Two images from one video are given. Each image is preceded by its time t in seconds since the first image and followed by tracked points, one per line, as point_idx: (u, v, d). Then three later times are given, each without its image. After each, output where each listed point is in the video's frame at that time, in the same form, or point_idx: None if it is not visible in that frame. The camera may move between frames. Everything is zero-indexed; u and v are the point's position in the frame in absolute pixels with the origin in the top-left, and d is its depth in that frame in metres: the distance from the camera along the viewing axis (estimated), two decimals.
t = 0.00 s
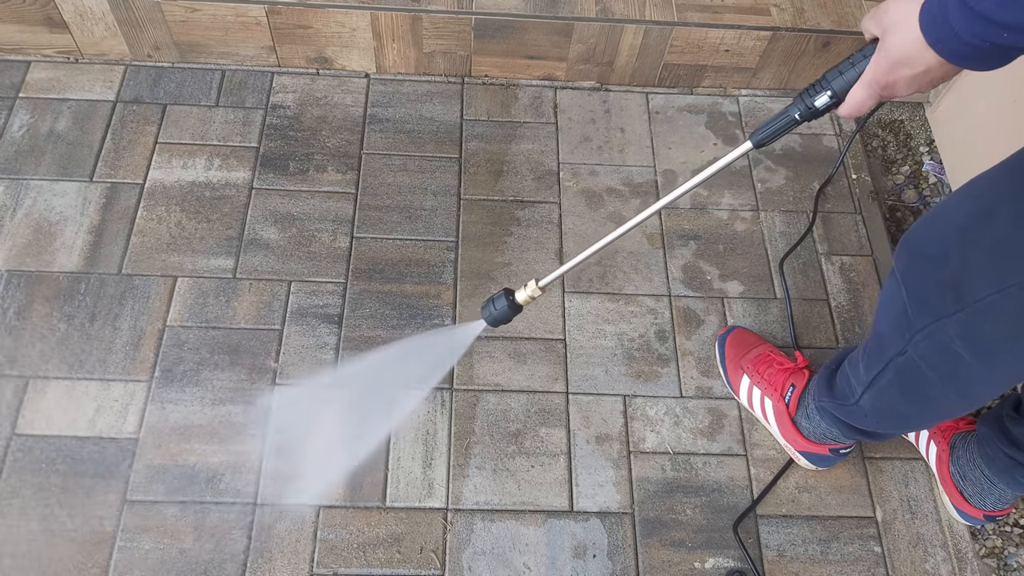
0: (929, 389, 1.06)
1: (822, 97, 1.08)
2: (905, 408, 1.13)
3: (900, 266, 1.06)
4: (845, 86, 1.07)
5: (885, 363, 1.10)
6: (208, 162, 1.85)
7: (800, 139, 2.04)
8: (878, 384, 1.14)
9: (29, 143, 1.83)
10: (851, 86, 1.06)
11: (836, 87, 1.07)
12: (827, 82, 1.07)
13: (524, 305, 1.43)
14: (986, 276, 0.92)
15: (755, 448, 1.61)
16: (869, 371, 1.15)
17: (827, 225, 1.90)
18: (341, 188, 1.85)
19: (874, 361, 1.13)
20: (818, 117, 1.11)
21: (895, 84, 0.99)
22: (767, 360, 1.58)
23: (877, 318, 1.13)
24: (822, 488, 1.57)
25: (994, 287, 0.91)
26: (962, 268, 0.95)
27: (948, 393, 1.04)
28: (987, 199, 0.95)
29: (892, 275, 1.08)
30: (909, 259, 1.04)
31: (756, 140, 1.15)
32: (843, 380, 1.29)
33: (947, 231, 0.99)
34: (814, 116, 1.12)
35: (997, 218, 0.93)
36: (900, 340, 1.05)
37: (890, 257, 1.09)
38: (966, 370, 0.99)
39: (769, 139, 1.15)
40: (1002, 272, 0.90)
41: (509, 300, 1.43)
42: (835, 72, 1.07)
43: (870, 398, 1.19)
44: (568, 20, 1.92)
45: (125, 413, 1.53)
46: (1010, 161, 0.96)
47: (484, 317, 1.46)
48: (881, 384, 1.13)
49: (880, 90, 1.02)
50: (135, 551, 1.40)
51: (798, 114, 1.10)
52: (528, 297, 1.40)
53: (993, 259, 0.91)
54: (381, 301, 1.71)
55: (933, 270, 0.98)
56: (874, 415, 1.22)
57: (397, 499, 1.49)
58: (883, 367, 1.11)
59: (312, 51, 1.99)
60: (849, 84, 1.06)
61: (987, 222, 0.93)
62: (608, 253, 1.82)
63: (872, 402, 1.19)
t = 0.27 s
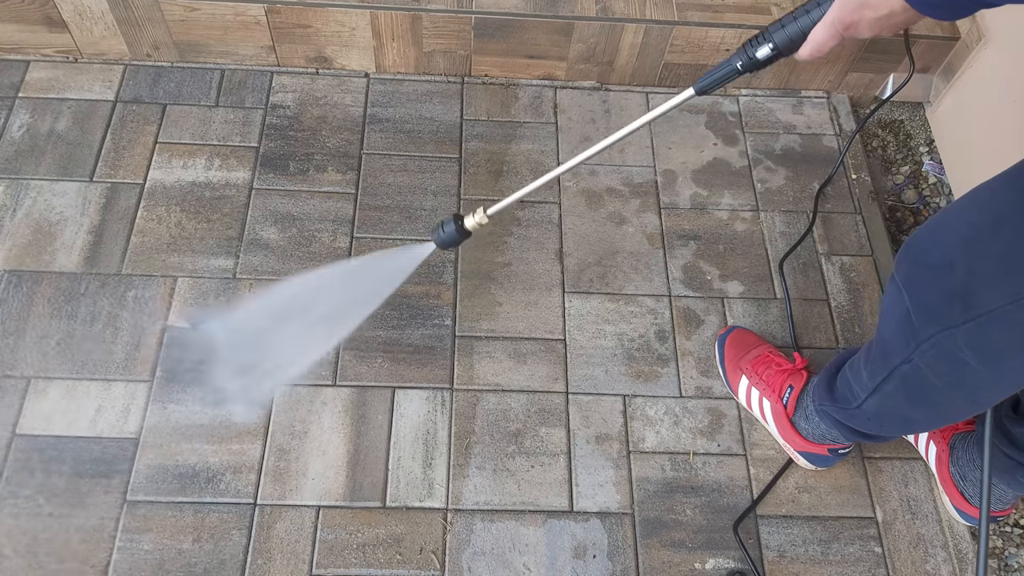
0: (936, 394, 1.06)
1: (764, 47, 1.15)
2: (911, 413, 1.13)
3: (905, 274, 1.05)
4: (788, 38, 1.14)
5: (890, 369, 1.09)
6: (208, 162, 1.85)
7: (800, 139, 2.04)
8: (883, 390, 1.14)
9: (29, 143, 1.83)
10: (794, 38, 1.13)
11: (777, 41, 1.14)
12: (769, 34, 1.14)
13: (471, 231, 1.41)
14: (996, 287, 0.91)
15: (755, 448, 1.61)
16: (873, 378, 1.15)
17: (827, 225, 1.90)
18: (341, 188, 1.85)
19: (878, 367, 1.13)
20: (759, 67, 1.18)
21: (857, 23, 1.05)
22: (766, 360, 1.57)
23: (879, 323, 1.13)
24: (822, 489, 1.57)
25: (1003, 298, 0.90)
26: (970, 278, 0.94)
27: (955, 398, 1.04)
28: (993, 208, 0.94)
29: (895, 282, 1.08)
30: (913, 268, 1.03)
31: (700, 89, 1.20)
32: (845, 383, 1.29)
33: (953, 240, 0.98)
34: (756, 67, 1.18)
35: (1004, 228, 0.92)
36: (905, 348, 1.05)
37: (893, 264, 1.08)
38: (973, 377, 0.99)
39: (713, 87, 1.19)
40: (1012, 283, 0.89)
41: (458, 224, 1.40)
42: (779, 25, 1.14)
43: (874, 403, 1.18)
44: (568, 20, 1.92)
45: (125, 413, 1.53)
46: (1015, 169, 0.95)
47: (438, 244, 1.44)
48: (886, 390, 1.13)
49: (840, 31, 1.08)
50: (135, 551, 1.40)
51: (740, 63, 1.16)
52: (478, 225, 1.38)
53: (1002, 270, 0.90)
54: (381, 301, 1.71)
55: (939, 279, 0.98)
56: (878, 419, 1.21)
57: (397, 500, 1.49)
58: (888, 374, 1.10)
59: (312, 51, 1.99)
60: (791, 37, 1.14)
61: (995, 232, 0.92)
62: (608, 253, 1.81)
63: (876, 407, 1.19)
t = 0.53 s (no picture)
0: (933, 393, 1.06)
1: None
2: (909, 413, 1.13)
3: (902, 273, 1.05)
4: None
5: (888, 369, 1.10)
6: (208, 162, 1.85)
7: (800, 139, 2.04)
8: (881, 390, 1.14)
9: (29, 143, 1.83)
10: None
11: None
12: None
13: (491, 88, 1.49)
14: (990, 285, 0.91)
15: (755, 448, 1.61)
16: (872, 377, 1.15)
17: (827, 225, 1.90)
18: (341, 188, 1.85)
19: (876, 367, 1.13)
20: None
21: None
22: (765, 360, 1.57)
23: (877, 324, 1.13)
24: (822, 489, 1.57)
25: (999, 294, 0.90)
26: (968, 275, 0.95)
27: (952, 397, 1.04)
28: (990, 206, 0.95)
29: (892, 281, 1.08)
30: (910, 267, 1.04)
31: None
32: (845, 384, 1.29)
33: (950, 238, 0.98)
34: None
35: (1001, 224, 0.92)
36: (902, 347, 1.05)
37: (890, 264, 1.09)
38: (971, 374, 0.99)
39: None
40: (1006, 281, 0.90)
41: (477, 79, 1.49)
42: None
43: (872, 403, 1.18)
44: (568, 20, 1.92)
45: (125, 413, 1.53)
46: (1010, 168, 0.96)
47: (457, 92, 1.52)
48: (884, 389, 1.13)
49: None
50: (135, 551, 1.40)
51: None
52: (495, 83, 1.47)
53: (999, 266, 0.91)
54: (381, 301, 1.71)
55: (936, 277, 0.98)
56: (877, 418, 1.21)
57: (397, 500, 1.49)
58: (886, 373, 1.11)
59: (312, 51, 1.99)
60: None
61: (991, 228, 0.93)
62: (608, 253, 1.82)
63: (875, 407, 1.19)
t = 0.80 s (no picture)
0: (928, 392, 1.05)
1: None
2: (905, 411, 1.13)
3: (897, 271, 1.05)
4: None
5: (882, 367, 1.09)
6: (208, 162, 1.85)
7: (800, 139, 2.04)
8: (876, 388, 1.14)
9: (29, 143, 1.83)
10: None
11: None
12: None
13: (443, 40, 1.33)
14: (982, 284, 0.90)
15: (755, 448, 1.61)
16: (867, 375, 1.15)
17: (827, 225, 1.90)
18: (341, 187, 1.85)
19: (871, 365, 1.12)
20: None
21: None
22: (765, 360, 1.57)
23: (873, 322, 1.12)
24: (822, 489, 1.57)
25: (991, 292, 0.89)
26: (959, 273, 0.93)
27: (946, 396, 1.04)
28: (983, 201, 0.93)
29: (887, 279, 1.07)
30: (905, 266, 1.03)
31: None
32: (842, 383, 1.29)
33: (944, 235, 0.97)
34: None
35: (992, 222, 0.91)
36: (896, 346, 1.05)
37: (886, 262, 1.08)
38: (963, 373, 0.98)
39: None
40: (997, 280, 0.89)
41: (429, 28, 1.33)
42: None
43: (868, 401, 1.18)
44: (568, 20, 1.92)
45: (125, 413, 1.53)
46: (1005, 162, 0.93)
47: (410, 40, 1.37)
48: (879, 388, 1.13)
49: None
50: (135, 551, 1.40)
51: None
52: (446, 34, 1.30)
53: (990, 264, 0.90)
54: (381, 301, 1.70)
55: (929, 276, 0.98)
56: (873, 417, 1.21)
57: (397, 500, 1.49)
58: (881, 372, 1.10)
59: (312, 51, 1.99)
60: None
61: (984, 225, 0.92)
62: (608, 253, 1.81)
63: (871, 405, 1.18)
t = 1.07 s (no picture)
0: (929, 390, 1.04)
1: None
2: (906, 410, 1.12)
3: (898, 268, 1.04)
4: None
5: (883, 366, 1.08)
6: (206, 161, 1.84)
7: (802, 138, 2.03)
8: (877, 387, 1.13)
9: (26, 142, 1.82)
10: None
11: None
12: None
13: (369, 37, 1.39)
14: (982, 280, 0.89)
15: (757, 449, 1.59)
16: (868, 374, 1.14)
17: (829, 224, 1.89)
18: (340, 187, 1.84)
19: (872, 364, 1.12)
20: None
21: None
22: (766, 361, 1.56)
23: (874, 320, 1.11)
24: (824, 490, 1.56)
25: (991, 289, 0.88)
26: (961, 271, 0.93)
27: (947, 394, 1.03)
28: (984, 198, 0.92)
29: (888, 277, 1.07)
30: (906, 263, 1.02)
31: None
32: (843, 383, 1.28)
33: (946, 232, 0.96)
34: None
35: (994, 219, 0.90)
36: (897, 344, 1.04)
37: (887, 259, 1.07)
38: (963, 370, 0.97)
39: None
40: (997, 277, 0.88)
41: (354, 26, 1.38)
42: None
43: (869, 400, 1.17)
44: (568, 18, 1.90)
45: (122, 414, 1.52)
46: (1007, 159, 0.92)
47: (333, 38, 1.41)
48: (880, 386, 1.12)
49: None
50: (133, 553, 1.39)
51: None
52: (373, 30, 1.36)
53: (991, 261, 0.88)
54: (381, 301, 1.69)
55: (930, 273, 0.97)
56: (874, 416, 1.20)
57: (396, 501, 1.48)
58: (882, 370, 1.09)
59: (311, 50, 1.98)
60: None
61: (986, 222, 0.90)
62: (609, 253, 1.80)
63: (872, 404, 1.17)
